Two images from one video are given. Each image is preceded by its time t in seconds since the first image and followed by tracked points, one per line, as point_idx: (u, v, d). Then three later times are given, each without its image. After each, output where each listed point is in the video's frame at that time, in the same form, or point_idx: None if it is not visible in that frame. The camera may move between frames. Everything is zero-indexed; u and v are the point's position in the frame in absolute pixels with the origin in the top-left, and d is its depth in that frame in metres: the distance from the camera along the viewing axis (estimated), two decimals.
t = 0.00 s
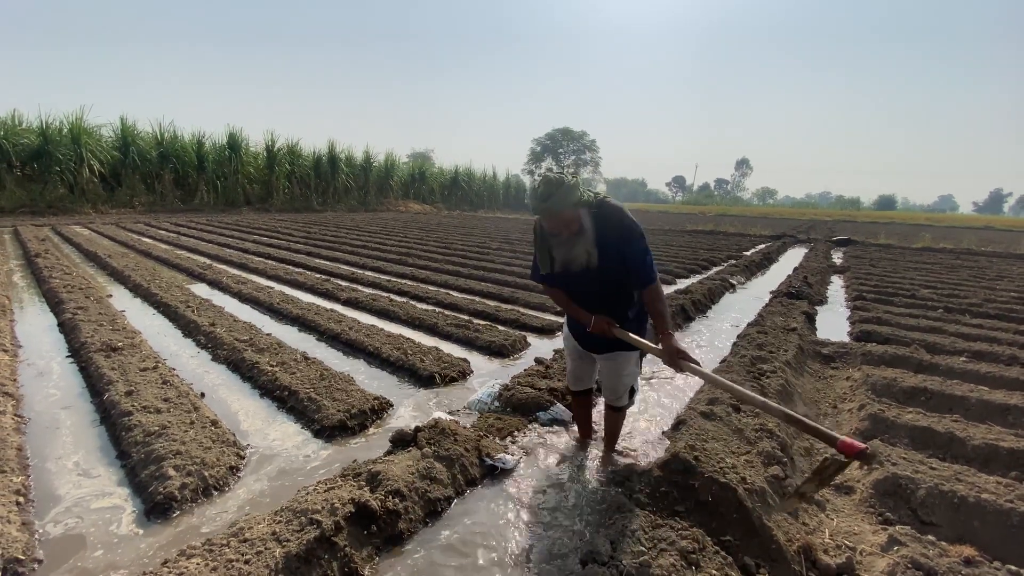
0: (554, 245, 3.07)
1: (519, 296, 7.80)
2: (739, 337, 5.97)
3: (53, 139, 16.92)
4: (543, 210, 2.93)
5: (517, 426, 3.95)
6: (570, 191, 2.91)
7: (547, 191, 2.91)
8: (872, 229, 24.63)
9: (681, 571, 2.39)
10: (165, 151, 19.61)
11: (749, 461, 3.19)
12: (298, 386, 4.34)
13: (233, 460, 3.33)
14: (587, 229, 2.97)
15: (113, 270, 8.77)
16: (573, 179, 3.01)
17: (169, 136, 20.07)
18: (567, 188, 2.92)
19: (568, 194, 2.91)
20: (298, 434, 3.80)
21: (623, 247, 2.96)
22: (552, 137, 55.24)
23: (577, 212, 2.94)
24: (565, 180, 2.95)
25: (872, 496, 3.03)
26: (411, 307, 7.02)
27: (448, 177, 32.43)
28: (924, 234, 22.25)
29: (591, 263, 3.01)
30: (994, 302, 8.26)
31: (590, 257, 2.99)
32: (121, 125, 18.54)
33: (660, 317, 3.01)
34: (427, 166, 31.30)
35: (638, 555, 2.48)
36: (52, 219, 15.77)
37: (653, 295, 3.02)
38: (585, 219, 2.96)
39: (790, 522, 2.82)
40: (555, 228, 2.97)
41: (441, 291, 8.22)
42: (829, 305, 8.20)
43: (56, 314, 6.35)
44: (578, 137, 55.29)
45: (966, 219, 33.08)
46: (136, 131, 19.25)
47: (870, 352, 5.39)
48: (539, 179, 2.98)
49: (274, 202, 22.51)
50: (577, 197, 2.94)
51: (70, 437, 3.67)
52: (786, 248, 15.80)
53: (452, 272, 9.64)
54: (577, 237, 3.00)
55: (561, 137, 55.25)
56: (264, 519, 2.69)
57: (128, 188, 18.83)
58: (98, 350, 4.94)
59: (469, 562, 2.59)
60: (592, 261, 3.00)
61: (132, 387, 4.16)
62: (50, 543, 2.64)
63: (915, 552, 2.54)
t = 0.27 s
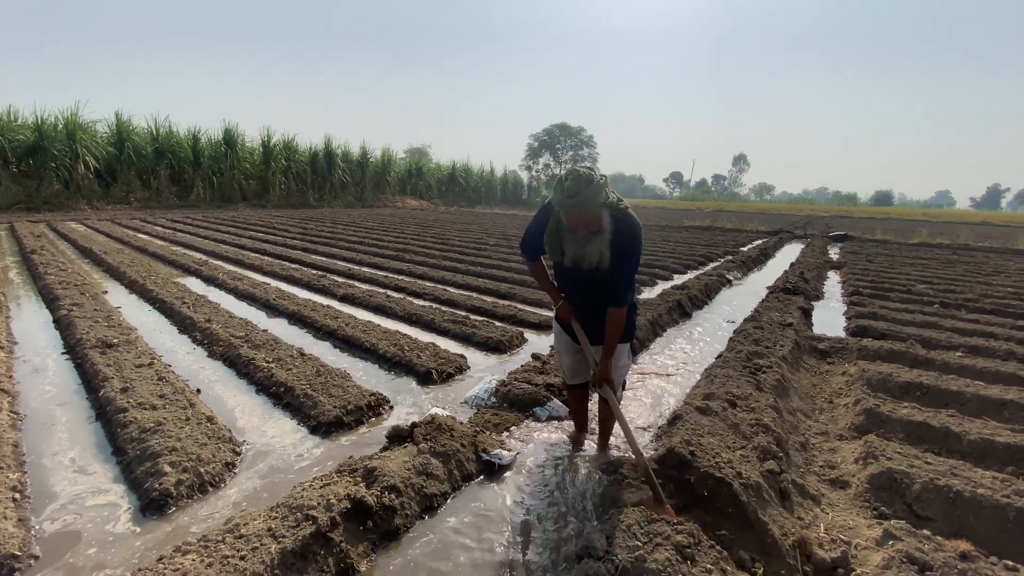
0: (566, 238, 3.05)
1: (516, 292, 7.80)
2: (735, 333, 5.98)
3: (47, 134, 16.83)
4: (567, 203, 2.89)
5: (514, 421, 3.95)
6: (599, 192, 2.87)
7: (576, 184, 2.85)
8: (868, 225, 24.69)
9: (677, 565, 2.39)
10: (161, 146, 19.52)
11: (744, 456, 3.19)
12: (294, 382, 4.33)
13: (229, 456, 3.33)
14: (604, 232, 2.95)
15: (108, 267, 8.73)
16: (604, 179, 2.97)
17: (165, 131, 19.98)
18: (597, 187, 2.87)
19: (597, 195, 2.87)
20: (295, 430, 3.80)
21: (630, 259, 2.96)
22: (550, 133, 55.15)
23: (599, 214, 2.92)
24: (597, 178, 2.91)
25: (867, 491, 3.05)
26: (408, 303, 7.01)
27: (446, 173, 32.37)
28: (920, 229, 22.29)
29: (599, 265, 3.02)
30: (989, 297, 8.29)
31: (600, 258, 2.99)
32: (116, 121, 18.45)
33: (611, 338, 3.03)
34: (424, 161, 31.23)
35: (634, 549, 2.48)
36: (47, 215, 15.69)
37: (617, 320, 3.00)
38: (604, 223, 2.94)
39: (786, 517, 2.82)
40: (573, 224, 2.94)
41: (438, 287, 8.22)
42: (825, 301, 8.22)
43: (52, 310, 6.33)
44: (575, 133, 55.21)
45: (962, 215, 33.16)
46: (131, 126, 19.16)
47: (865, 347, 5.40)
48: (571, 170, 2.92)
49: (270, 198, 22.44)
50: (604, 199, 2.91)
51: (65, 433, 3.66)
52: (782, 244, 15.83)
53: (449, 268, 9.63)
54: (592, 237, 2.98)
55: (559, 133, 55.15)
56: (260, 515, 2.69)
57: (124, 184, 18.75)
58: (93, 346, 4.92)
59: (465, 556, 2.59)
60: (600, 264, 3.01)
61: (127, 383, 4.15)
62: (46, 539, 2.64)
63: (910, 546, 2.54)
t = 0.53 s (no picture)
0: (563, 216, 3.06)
1: (513, 287, 7.80)
2: (731, 327, 6.00)
3: (40, 129, 16.68)
4: (564, 179, 2.90)
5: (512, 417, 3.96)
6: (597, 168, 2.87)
7: (573, 160, 2.86)
8: (863, 220, 24.76)
9: (672, 557, 2.40)
10: (155, 141, 19.38)
11: (739, 450, 3.21)
12: (290, 377, 4.32)
13: (225, 451, 3.32)
14: (602, 210, 2.96)
15: (102, 262, 8.69)
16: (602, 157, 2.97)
17: (158, 126, 19.84)
18: (596, 163, 2.87)
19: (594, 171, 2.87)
20: (291, 425, 3.80)
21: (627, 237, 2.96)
22: (546, 128, 55.02)
23: (596, 191, 2.93)
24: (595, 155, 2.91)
25: (861, 484, 3.07)
26: (404, 298, 7.00)
27: (442, 168, 32.28)
28: (915, 224, 22.37)
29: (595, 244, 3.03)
30: (983, 292, 8.33)
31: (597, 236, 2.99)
32: (109, 115, 18.30)
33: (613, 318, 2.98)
34: (420, 156, 31.13)
35: (630, 542, 2.48)
36: (40, 211, 15.57)
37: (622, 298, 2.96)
38: (602, 199, 2.95)
39: (781, 510, 2.84)
40: (570, 200, 2.95)
41: (435, 283, 8.21)
42: (821, 296, 8.25)
43: (46, 306, 6.30)
44: (572, 128, 55.11)
45: (958, 210, 33.25)
46: (125, 121, 19.01)
47: (860, 341, 5.43)
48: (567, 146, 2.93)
49: (266, 193, 22.34)
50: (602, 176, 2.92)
51: (61, 429, 3.65)
52: (779, 240, 15.87)
53: (446, 264, 9.62)
54: (589, 214, 2.99)
55: (555, 128, 55.01)
56: (257, 509, 2.69)
57: (118, 179, 18.62)
58: (88, 342, 4.90)
59: (463, 550, 2.60)
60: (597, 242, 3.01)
61: (123, 378, 4.14)
62: (42, 535, 2.63)
63: (903, 538, 2.56)
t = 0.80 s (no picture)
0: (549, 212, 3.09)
1: (509, 283, 7.80)
2: (727, 322, 6.03)
3: (32, 123, 16.52)
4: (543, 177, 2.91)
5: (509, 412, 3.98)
6: (575, 165, 2.82)
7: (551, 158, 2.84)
8: (858, 216, 24.86)
9: (669, 550, 2.41)
10: (148, 135, 19.23)
11: (735, 443, 3.23)
12: (287, 372, 4.32)
13: (222, 447, 3.32)
14: (583, 207, 2.94)
15: (96, 257, 8.63)
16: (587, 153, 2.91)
17: (152, 120, 19.68)
18: (573, 161, 2.83)
19: (571, 169, 2.83)
20: (288, 421, 3.80)
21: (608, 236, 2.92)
22: (542, 123, 54.91)
23: (577, 189, 2.90)
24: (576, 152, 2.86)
25: (855, 477, 3.10)
26: (401, 294, 6.99)
27: (438, 163, 32.19)
28: (909, 220, 22.48)
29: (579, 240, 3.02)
30: (977, 287, 8.40)
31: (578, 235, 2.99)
32: (102, 109, 18.14)
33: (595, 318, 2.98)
34: (416, 151, 31.02)
35: (628, 535, 2.50)
36: (32, 206, 15.45)
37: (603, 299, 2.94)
38: (583, 197, 2.92)
39: (775, 502, 2.87)
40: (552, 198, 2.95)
41: (431, 278, 8.20)
42: (816, 291, 8.29)
43: (39, 301, 6.26)
44: (568, 123, 55.03)
45: (953, 206, 33.40)
46: (117, 115, 18.84)
47: (855, 336, 5.47)
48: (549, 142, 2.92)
49: (260, 188, 22.23)
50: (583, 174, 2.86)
51: (56, 425, 3.63)
52: (774, 235, 15.94)
53: (442, 259, 9.61)
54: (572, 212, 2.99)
55: (552, 123, 54.89)
56: (255, 504, 2.69)
57: (111, 174, 18.48)
58: (82, 338, 4.88)
59: (461, 543, 2.61)
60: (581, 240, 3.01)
61: (118, 374, 4.12)
62: (39, 531, 2.63)
63: (896, 530, 2.59)
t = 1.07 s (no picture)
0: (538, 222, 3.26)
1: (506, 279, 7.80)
2: (723, 319, 6.05)
3: (25, 117, 16.38)
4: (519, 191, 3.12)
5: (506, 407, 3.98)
6: (538, 177, 2.97)
7: (522, 173, 3.03)
8: (855, 213, 24.91)
9: (665, 544, 2.43)
10: (143, 130, 19.11)
11: (731, 438, 3.25)
12: (284, 368, 4.31)
13: (218, 442, 3.31)
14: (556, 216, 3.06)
15: (91, 253, 8.59)
16: (559, 164, 3.02)
17: (146, 114, 19.55)
18: (537, 174, 2.99)
19: (536, 181, 2.99)
20: (285, 416, 3.79)
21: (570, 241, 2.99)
22: (540, 119, 54.79)
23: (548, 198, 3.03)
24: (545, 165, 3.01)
25: (850, 472, 3.12)
26: (397, 290, 6.98)
27: (435, 158, 32.10)
28: (905, 217, 22.55)
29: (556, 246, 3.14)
30: (972, 284, 8.44)
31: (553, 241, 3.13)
32: (96, 103, 18.01)
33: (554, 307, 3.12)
34: (413, 147, 30.91)
35: (624, 529, 2.51)
36: (26, 201, 15.35)
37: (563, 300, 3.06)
38: (552, 206, 3.04)
39: (771, 497, 2.89)
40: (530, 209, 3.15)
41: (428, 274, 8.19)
42: (812, 288, 8.31)
43: (34, 297, 6.22)
44: (565, 119, 54.92)
45: (948, 204, 33.51)
46: (112, 109, 18.71)
47: (850, 332, 5.49)
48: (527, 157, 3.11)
49: (256, 183, 22.13)
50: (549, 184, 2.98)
51: (50, 421, 3.62)
52: (771, 232, 15.98)
53: (439, 255, 9.60)
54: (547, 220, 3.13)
55: (549, 119, 54.77)
56: (251, 499, 2.69)
57: (105, 169, 18.37)
58: (77, 333, 4.86)
59: (458, 538, 2.62)
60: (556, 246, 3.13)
61: (113, 370, 4.11)
62: (34, 527, 2.62)
63: (891, 524, 2.61)
